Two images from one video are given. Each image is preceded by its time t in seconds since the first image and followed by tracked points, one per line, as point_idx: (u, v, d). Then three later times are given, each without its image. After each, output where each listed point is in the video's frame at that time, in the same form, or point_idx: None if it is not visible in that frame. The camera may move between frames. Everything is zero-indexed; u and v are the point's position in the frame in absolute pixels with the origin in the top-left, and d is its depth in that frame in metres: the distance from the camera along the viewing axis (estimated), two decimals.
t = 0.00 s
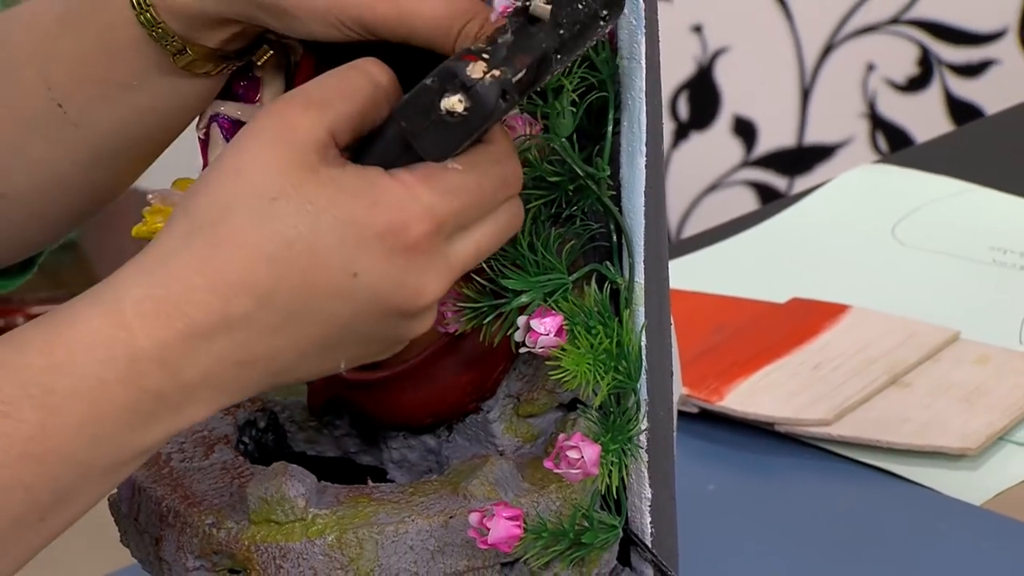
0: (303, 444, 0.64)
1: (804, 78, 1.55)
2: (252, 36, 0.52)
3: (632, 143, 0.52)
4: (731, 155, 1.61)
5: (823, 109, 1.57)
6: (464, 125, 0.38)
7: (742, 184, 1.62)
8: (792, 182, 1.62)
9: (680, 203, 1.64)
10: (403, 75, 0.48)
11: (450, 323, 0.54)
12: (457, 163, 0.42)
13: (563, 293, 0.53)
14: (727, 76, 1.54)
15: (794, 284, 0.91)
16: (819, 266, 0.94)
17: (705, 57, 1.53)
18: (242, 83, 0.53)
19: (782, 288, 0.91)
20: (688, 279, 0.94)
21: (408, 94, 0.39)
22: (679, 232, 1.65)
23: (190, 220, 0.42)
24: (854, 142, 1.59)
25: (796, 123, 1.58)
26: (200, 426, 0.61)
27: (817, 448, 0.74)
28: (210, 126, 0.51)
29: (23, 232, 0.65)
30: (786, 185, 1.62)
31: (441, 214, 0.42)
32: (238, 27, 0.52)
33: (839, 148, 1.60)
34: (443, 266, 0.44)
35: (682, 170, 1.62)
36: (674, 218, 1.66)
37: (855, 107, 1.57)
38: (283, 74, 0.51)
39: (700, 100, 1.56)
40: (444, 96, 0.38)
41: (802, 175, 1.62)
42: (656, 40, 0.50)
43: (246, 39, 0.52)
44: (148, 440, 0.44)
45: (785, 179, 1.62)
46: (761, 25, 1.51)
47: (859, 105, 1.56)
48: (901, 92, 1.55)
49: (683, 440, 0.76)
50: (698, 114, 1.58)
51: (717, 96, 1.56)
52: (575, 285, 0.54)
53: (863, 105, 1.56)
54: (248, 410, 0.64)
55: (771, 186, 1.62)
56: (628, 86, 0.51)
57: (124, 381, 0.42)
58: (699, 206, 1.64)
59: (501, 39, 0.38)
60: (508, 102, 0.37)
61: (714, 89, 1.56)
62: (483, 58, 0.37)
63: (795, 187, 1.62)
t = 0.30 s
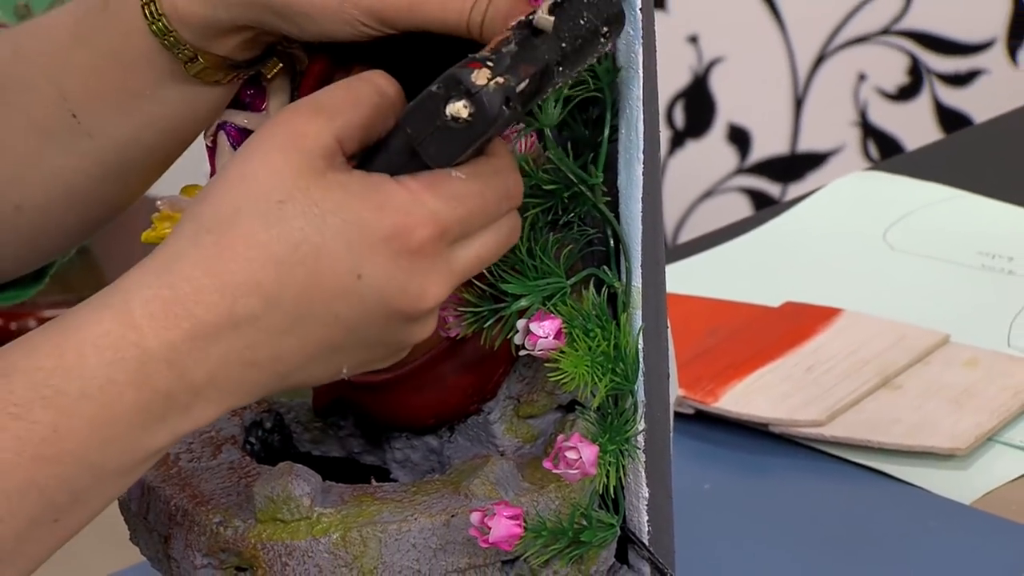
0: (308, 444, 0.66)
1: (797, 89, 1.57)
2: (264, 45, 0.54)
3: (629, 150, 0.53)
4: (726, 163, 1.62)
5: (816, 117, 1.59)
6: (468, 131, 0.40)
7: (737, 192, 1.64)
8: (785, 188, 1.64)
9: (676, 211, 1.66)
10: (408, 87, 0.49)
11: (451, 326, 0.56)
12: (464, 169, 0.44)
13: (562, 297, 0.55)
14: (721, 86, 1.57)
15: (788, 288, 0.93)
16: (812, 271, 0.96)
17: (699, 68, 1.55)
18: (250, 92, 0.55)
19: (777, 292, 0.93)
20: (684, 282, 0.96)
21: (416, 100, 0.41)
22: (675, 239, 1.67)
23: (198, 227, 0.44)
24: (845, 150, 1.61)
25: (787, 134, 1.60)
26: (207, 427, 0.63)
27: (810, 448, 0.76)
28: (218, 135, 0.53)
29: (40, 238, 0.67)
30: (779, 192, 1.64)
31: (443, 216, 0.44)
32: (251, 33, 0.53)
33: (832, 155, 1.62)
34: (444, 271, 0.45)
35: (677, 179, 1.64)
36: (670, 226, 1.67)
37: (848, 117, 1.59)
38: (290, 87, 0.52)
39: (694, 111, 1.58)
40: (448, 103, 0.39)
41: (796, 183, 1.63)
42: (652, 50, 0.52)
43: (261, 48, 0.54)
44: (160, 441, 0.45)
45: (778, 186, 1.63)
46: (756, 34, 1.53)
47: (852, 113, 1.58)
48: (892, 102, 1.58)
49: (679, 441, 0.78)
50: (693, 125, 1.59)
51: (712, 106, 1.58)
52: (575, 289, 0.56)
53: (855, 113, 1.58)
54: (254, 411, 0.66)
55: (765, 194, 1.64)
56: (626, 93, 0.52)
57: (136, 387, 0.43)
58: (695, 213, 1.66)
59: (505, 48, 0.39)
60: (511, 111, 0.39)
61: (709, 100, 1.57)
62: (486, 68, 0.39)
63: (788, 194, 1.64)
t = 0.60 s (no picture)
0: (312, 451, 0.68)
1: (788, 103, 1.60)
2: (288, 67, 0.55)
3: (626, 165, 0.55)
4: (720, 177, 1.63)
5: (808, 131, 1.62)
6: (422, 113, 0.41)
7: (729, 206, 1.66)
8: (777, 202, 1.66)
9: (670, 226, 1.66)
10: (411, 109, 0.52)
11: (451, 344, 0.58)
12: (435, 158, 0.46)
13: (557, 317, 0.57)
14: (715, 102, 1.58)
15: (779, 299, 0.95)
16: (803, 282, 0.98)
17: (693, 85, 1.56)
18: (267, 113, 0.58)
19: (769, 302, 0.95)
20: (679, 293, 0.98)
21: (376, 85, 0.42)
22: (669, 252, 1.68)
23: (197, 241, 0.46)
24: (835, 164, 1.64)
25: (779, 149, 1.62)
26: (214, 434, 0.65)
27: (802, 454, 0.77)
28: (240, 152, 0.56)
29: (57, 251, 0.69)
30: (771, 205, 1.66)
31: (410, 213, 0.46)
32: (278, 60, 0.54)
33: (822, 169, 1.65)
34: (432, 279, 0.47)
35: (671, 195, 1.64)
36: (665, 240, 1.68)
37: (838, 132, 1.62)
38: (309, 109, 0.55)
39: (688, 126, 1.59)
40: (402, 84, 0.40)
41: (786, 196, 1.66)
42: (648, 65, 0.54)
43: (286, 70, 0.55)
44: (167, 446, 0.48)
45: (770, 199, 1.66)
46: (748, 49, 1.55)
47: (842, 129, 1.62)
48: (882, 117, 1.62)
49: (674, 446, 0.80)
50: (687, 141, 1.60)
51: (705, 122, 1.59)
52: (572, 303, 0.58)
53: (845, 128, 1.62)
54: (260, 418, 0.67)
55: (757, 207, 1.66)
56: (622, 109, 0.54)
57: (141, 390, 0.46)
58: (688, 226, 1.66)
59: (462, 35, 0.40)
60: (460, 89, 0.39)
61: (702, 116, 1.59)
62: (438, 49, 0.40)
63: (779, 207, 1.66)
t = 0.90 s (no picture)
0: (317, 460, 0.70)
1: (780, 120, 1.63)
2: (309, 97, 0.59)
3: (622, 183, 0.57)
4: (714, 193, 1.68)
5: (799, 148, 1.64)
6: (361, 79, 0.39)
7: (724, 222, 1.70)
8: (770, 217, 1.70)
9: (666, 239, 1.71)
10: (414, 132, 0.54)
11: (456, 358, 0.60)
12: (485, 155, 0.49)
13: (559, 327, 0.59)
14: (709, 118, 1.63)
15: (772, 312, 0.98)
16: (795, 295, 1.00)
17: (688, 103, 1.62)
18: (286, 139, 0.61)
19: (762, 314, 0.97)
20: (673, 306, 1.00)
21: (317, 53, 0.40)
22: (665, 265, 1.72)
23: (199, 246, 0.47)
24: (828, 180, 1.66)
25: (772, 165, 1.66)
26: (220, 442, 0.66)
27: (796, 462, 0.79)
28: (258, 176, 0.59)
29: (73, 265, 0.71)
30: (764, 221, 1.69)
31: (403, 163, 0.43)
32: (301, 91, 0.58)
33: (815, 185, 1.67)
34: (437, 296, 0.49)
35: (666, 210, 1.70)
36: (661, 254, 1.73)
37: (829, 148, 1.64)
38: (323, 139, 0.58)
39: (683, 142, 1.65)
40: (335, 51, 0.38)
41: (780, 212, 1.69)
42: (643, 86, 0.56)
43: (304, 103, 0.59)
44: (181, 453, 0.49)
45: (763, 215, 1.69)
46: (740, 66, 1.60)
47: (833, 145, 1.64)
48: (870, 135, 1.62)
49: (671, 456, 0.82)
50: (682, 156, 1.65)
51: (700, 138, 1.64)
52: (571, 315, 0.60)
53: (836, 146, 1.64)
54: (266, 428, 0.69)
55: (751, 223, 1.70)
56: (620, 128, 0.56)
57: (157, 400, 0.48)
58: (684, 240, 1.71)
59: None
60: (388, 58, 0.37)
61: (697, 132, 1.64)
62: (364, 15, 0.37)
63: (773, 223, 1.69)
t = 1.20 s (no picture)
0: (322, 464, 0.72)
1: (773, 134, 1.65)
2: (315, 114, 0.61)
3: (620, 194, 0.59)
4: (709, 203, 1.70)
5: (792, 159, 1.67)
6: (434, 111, 0.41)
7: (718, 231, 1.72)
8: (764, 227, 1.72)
9: (662, 249, 1.73)
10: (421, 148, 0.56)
11: (457, 364, 0.61)
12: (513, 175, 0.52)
13: (557, 334, 0.61)
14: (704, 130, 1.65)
15: (766, 321, 1.00)
16: (789, 304, 1.02)
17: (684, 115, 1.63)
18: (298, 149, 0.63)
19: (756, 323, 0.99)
20: (671, 314, 1.02)
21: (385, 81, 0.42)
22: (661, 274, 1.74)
23: (214, 260, 0.49)
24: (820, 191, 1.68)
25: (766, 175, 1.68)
26: (228, 447, 0.68)
27: (787, 467, 0.81)
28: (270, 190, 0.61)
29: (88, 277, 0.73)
30: (758, 230, 1.72)
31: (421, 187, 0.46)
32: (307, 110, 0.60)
33: (808, 196, 1.69)
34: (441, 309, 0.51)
35: (663, 221, 1.71)
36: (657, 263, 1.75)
37: (821, 159, 1.66)
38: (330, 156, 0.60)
39: (679, 154, 1.66)
40: (409, 84, 0.40)
41: (774, 221, 1.71)
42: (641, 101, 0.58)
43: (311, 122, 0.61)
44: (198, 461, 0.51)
45: (757, 224, 1.71)
46: (736, 79, 1.61)
47: (824, 157, 1.66)
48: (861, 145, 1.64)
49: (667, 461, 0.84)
50: (678, 168, 1.67)
51: (695, 149, 1.66)
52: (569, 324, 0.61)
53: (828, 159, 1.66)
54: (273, 433, 0.71)
55: (745, 232, 1.72)
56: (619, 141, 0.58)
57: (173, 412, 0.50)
58: (680, 249, 1.73)
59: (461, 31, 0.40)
60: (464, 92, 0.39)
61: (692, 143, 1.66)
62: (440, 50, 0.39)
63: (767, 232, 1.71)
